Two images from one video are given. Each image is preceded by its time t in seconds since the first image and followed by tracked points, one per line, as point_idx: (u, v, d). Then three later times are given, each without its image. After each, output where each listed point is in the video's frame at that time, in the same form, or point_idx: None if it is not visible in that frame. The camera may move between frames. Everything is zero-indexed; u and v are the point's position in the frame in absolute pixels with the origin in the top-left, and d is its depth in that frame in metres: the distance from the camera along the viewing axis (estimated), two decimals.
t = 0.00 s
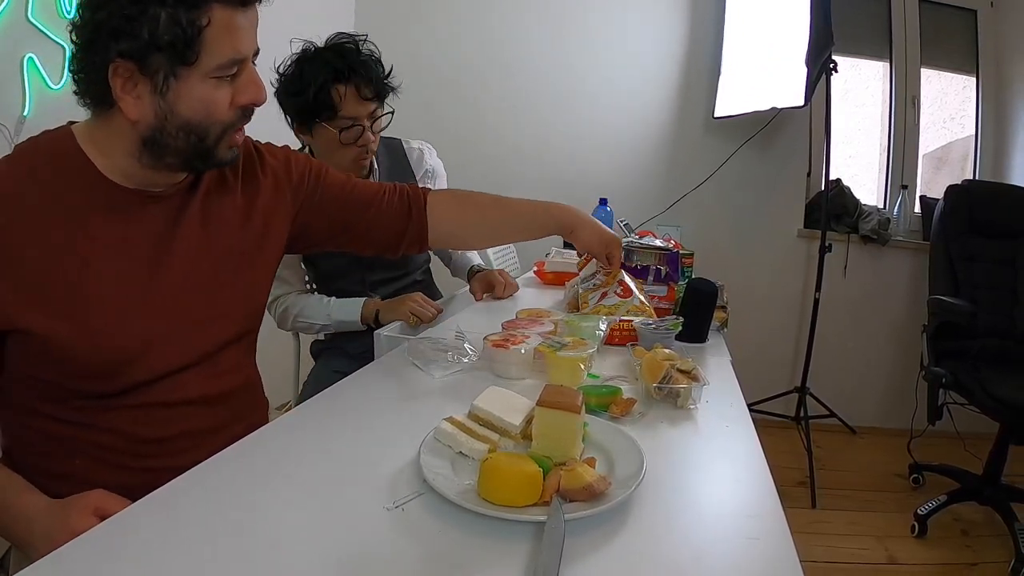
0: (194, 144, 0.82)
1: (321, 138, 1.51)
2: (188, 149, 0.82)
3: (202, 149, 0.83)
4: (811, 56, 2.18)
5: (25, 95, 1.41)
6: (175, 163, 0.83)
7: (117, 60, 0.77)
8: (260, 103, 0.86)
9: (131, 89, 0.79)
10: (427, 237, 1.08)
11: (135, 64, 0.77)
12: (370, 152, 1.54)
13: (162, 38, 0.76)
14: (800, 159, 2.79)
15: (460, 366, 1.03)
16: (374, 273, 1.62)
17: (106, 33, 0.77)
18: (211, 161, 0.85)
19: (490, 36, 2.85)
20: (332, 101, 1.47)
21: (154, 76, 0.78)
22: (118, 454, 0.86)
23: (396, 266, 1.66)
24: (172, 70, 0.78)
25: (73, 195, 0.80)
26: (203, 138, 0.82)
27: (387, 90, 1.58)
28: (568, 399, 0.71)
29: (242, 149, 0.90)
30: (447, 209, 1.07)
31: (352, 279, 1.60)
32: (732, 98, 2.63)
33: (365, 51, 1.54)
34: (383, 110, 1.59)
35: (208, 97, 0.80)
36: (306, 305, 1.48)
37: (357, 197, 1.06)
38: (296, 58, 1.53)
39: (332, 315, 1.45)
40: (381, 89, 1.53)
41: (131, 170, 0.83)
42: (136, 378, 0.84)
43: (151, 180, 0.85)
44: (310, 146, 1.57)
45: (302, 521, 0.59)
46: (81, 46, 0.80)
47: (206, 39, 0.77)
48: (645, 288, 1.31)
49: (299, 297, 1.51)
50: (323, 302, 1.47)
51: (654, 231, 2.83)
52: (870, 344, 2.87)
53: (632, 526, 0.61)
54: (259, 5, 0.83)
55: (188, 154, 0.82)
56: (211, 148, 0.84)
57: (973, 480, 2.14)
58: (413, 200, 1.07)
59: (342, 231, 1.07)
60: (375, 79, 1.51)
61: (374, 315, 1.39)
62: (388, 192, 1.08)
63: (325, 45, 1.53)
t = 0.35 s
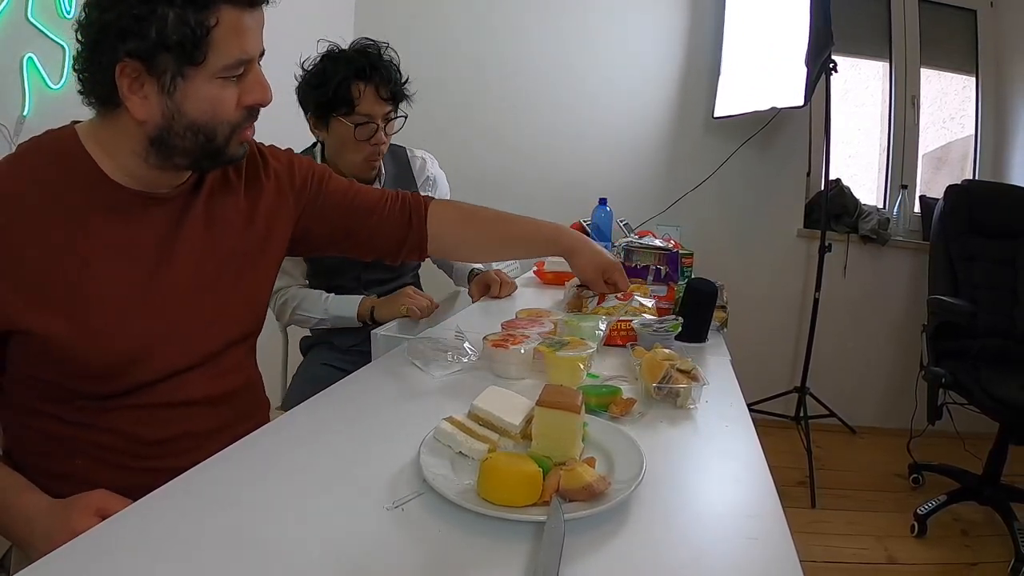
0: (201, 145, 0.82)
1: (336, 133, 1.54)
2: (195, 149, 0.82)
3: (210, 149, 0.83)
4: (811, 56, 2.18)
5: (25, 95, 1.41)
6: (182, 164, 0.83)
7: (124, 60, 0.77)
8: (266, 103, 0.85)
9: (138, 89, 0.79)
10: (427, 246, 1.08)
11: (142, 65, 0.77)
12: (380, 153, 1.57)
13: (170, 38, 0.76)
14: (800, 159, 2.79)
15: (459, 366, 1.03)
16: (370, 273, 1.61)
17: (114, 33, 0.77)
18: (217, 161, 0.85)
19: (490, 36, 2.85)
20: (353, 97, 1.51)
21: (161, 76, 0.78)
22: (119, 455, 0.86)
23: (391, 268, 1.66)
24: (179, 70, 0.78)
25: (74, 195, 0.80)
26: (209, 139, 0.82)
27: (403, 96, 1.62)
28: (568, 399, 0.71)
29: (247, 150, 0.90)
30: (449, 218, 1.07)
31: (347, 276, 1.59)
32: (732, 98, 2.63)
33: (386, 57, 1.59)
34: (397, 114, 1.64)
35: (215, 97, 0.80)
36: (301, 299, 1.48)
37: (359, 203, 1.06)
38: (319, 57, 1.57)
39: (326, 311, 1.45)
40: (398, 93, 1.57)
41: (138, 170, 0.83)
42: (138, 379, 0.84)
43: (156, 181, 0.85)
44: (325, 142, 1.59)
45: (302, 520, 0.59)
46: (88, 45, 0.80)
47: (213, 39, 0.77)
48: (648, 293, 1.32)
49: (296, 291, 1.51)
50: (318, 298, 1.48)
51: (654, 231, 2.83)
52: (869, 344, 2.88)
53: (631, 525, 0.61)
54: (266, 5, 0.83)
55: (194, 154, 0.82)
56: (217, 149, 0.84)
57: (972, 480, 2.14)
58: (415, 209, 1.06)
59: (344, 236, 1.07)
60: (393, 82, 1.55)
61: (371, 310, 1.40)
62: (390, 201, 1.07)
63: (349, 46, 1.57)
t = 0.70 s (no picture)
0: (201, 142, 0.82)
1: (334, 137, 1.55)
2: (195, 146, 0.82)
3: (209, 147, 0.83)
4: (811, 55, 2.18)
5: (24, 95, 1.41)
6: (181, 162, 0.83)
7: (124, 58, 0.77)
8: (266, 100, 0.85)
9: (137, 87, 0.79)
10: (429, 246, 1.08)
11: (142, 62, 0.77)
12: (372, 163, 1.59)
13: (169, 35, 0.76)
14: (800, 158, 2.79)
15: (458, 366, 1.03)
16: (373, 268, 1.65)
17: (113, 30, 0.77)
18: (217, 160, 0.85)
19: (489, 36, 2.85)
20: (359, 106, 1.52)
21: (161, 73, 0.78)
22: (119, 455, 0.86)
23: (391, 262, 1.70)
24: (179, 67, 0.77)
25: (73, 195, 0.80)
26: (209, 136, 0.82)
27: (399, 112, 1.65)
28: (568, 399, 0.71)
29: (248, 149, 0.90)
30: (450, 218, 1.07)
31: (349, 273, 1.62)
32: (732, 98, 2.63)
33: (386, 73, 1.62)
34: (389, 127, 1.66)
35: (215, 95, 0.80)
36: (296, 297, 1.48)
37: (360, 204, 1.05)
38: (323, 65, 1.58)
39: (322, 307, 1.45)
40: (395, 108, 1.60)
41: (139, 168, 0.83)
42: (139, 379, 0.84)
43: (156, 181, 0.85)
44: (323, 145, 1.59)
45: (301, 520, 0.59)
46: (88, 43, 0.80)
47: (213, 36, 0.77)
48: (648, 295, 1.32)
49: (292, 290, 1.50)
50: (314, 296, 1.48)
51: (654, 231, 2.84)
52: (869, 344, 2.88)
53: (631, 526, 0.61)
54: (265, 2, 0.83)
55: (194, 152, 0.82)
56: (218, 147, 0.84)
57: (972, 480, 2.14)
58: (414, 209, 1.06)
59: (345, 237, 1.07)
60: (393, 99, 1.58)
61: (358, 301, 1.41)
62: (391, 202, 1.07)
63: (355, 57, 1.59)
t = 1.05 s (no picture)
0: (195, 140, 0.82)
1: (332, 136, 1.55)
2: (189, 144, 0.82)
3: (204, 144, 0.83)
4: (811, 55, 2.17)
5: (24, 96, 1.41)
6: (176, 160, 0.83)
7: (115, 57, 0.77)
8: (259, 95, 0.85)
9: (129, 86, 0.79)
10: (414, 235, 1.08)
11: (133, 61, 0.77)
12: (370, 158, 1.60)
13: (159, 33, 0.75)
14: (800, 158, 2.79)
15: (458, 367, 1.03)
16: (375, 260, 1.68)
17: (104, 30, 0.77)
18: (212, 157, 0.85)
19: (489, 35, 2.85)
20: (354, 105, 1.52)
21: (152, 71, 0.78)
22: (118, 455, 0.86)
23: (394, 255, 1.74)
24: (170, 65, 0.77)
25: (72, 195, 0.80)
26: (203, 134, 0.82)
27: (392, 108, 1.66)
28: (568, 399, 0.71)
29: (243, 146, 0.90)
30: (433, 203, 1.06)
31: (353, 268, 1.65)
32: (732, 98, 2.63)
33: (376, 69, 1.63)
34: (382, 122, 1.67)
35: (207, 91, 0.80)
36: (292, 292, 1.48)
37: (350, 197, 1.06)
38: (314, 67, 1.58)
39: (318, 299, 1.45)
40: (389, 103, 1.61)
41: (133, 167, 0.83)
42: (138, 379, 0.84)
43: (152, 179, 0.85)
44: (319, 144, 1.59)
45: (301, 520, 0.59)
46: (79, 43, 0.80)
47: (203, 32, 0.77)
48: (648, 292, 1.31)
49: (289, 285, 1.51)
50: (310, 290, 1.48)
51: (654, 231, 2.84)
52: (869, 344, 2.88)
53: (631, 526, 0.61)
54: None
55: (189, 150, 0.82)
56: (212, 145, 0.84)
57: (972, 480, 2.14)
58: (401, 200, 1.06)
59: (336, 231, 1.07)
60: (386, 93, 1.59)
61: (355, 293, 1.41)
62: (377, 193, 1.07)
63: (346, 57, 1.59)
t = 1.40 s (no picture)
0: (171, 139, 0.81)
1: (337, 126, 1.55)
2: (165, 145, 0.81)
3: (180, 142, 0.82)
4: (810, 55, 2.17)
5: (24, 95, 1.41)
6: (155, 160, 0.82)
7: (83, 62, 0.77)
8: (234, 89, 0.83)
9: (102, 88, 0.78)
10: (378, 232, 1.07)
11: (98, 64, 0.77)
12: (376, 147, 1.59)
13: (119, 33, 0.75)
14: (800, 157, 2.79)
15: (458, 366, 1.03)
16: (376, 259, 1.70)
17: (70, 34, 0.77)
18: (190, 156, 0.84)
19: (489, 35, 2.85)
20: (359, 92, 1.53)
21: (117, 72, 0.77)
22: (116, 453, 0.86)
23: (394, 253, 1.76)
24: (134, 64, 0.76)
25: (64, 195, 0.80)
26: (178, 133, 0.81)
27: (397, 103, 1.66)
28: (567, 399, 0.71)
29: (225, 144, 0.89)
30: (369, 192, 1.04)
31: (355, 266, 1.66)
32: (732, 97, 2.63)
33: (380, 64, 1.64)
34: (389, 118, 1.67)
35: (176, 88, 0.79)
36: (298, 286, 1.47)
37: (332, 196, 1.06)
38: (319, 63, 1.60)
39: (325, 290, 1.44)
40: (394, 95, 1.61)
41: (115, 169, 0.83)
42: (134, 376, 0.85)
43: (138, 179, 0.85)
44: (325, 138, 1.59)
45: (299, 519, 0.59)
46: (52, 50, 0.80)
47: (164, 28, 0.76)
48: (647, 291, 1.31)
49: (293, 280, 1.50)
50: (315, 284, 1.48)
51: (654, 231, 2.84)
52: (868, 343, 2.88)
53: (631, 525, 0.61)
54: None
55: (166, 150, 0.82)
56: (189, 143, 0.83)
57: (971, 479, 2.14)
58: (371, 185, 1.04)
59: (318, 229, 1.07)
60: (391, 85, 1.59)
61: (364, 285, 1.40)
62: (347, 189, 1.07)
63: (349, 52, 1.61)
